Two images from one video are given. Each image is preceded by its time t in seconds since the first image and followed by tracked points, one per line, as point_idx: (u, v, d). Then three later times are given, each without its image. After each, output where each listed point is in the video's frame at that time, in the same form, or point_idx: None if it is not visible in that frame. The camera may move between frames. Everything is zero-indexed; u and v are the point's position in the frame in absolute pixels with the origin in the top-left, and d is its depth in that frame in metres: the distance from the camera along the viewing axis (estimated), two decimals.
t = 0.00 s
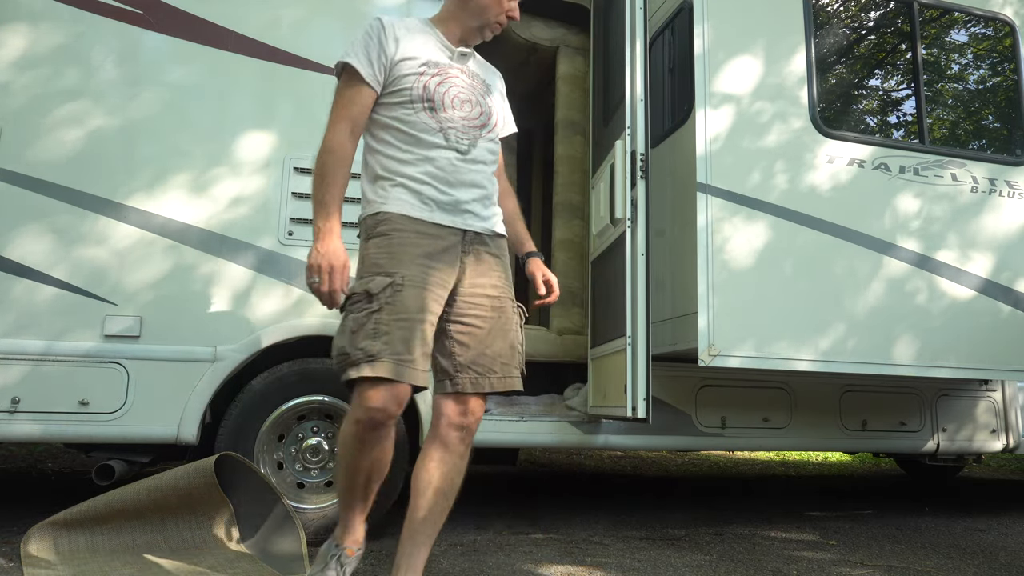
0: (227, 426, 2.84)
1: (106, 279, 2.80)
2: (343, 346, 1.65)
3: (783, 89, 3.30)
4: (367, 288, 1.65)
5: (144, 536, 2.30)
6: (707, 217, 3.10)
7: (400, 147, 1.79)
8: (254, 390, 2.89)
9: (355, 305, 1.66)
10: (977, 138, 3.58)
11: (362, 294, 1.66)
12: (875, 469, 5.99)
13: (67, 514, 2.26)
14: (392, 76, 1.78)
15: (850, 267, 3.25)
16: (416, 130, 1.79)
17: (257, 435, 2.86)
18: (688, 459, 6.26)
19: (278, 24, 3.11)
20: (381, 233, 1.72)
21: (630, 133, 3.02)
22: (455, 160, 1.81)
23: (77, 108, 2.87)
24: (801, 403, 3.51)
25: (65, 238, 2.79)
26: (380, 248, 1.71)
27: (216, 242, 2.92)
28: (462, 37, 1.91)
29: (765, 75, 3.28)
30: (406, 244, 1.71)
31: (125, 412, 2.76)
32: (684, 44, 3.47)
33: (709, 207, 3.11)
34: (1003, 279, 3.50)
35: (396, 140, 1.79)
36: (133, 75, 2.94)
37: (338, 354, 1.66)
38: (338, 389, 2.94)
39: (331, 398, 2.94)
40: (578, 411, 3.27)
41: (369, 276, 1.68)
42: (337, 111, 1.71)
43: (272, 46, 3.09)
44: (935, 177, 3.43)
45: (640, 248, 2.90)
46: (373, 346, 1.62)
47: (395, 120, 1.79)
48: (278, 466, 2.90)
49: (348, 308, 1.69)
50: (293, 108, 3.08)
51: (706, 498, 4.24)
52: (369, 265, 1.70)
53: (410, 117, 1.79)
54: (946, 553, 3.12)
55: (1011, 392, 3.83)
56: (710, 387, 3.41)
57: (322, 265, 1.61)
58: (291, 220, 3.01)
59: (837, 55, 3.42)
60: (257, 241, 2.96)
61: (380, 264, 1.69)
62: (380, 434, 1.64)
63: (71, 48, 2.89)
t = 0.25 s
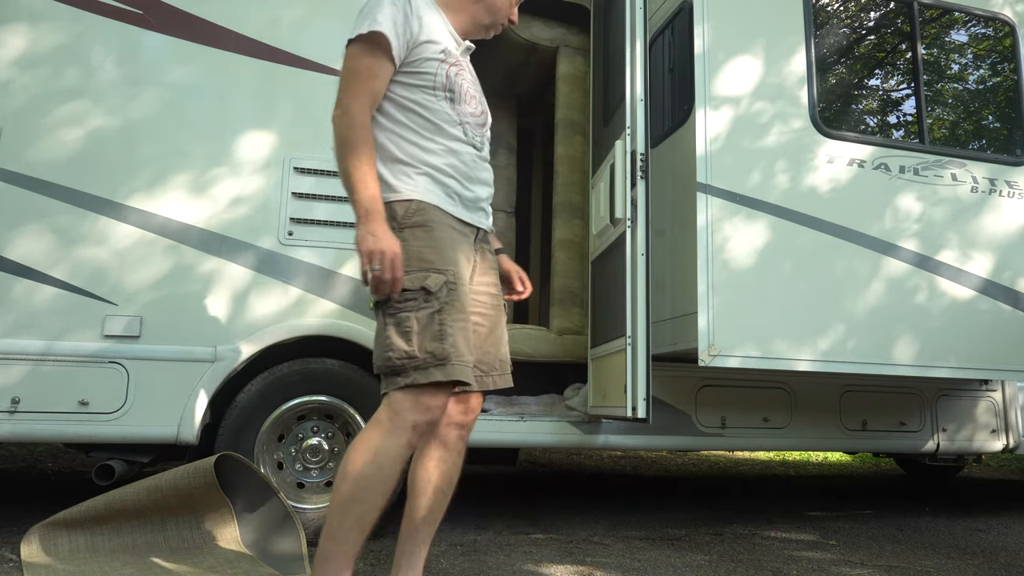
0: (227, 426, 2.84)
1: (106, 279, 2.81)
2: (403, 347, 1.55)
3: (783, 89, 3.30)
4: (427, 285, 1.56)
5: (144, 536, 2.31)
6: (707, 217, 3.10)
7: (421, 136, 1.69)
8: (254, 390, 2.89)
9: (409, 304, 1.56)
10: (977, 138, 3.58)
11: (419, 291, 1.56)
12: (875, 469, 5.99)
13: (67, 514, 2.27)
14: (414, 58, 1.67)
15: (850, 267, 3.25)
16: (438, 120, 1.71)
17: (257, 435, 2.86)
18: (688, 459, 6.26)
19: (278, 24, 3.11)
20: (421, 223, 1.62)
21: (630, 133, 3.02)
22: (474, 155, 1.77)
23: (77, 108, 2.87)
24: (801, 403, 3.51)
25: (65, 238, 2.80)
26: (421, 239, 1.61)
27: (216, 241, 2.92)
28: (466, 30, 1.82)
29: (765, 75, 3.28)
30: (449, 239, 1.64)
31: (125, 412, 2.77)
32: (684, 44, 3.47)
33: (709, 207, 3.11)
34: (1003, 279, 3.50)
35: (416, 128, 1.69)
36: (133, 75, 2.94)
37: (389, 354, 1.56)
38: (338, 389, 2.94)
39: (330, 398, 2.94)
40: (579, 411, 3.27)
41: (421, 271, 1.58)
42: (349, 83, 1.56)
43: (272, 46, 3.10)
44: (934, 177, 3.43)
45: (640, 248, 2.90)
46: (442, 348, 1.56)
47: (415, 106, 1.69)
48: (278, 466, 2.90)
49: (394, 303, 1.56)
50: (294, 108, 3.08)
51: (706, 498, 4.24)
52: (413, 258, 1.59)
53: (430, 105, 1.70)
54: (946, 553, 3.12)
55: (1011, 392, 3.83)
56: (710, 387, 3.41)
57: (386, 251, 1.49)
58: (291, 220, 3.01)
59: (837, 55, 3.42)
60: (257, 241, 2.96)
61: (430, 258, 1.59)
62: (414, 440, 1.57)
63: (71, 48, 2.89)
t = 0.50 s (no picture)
0: (226, 426, 2.86)
1: (106, 279, 2.81)
2: (408, 350, 1.55)
3: (783, 89, 3.30)
4: (439, 288, 1.56)
5: (145, 536, 2.32)
6: (707, 216, 3.10)
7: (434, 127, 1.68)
8: (253, 389, 2.90)
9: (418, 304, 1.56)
10: (977, 138, 3.58)
11: (430, 293, 1.56)
12: (875, 469, 5.99)
13: (67, 514, 2.26)
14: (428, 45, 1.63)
15: (850, 267, 3.25)
16: (445, 111, 1.70)
17: (257, 434, 2.87)
18: (688, 459, 6.26)
19: (278, 24, 3.11)
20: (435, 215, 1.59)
21: (630, 133, 3.02)
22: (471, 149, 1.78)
23: (77, 108, 2.87)
24: (801, 403, 3.51)
25: (65, 238, 2.80)
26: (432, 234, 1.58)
27: (216, 241, 2.92)
28: (456, 19, 1.74)
29: (765, 75, 3.28)
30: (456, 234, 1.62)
31: (125, 412, 2.77)
32: (684, 44, 3.47)
33: (709, 207, 3.11)
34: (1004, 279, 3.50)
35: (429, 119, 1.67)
36: (133, 75, 2.94)
37: (391, 353, 1.55)
38: (337, 389, 2.94)
39: (330, 399, 2.94)
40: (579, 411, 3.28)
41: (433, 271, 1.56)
42: (376, 45, 1.47)
43: (272, 46, 3.09)
44: (934, 177, 3.43)
45: (640, 248, 2.90)
46: (446, 354, 1.59)
47: (426, 93, 1.66)
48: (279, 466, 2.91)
49: (401, 302, 1.55)
50: (293, 108, 3.08)
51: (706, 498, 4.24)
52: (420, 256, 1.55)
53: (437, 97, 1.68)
54: (946, 553, 3.12)
55: (1011, 392, 3.83)
56: (710, 387, 3.41)
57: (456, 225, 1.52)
58: (291, 220, 3.01)
59: (837, 55, 3.42)
60: (257, 241, 2.96)
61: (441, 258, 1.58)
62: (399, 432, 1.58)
63: (71, 48, 2.89)
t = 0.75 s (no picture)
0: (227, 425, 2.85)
1: (106, 279, 2.80)
2: (301, 344, 1.32)
3: (784, 89, 3.30)
4: (339, 271, 1.39)
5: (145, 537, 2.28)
6: (707, 216, 3.10)
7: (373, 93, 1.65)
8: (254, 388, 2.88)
9: (315, 288, 1.35)
10: (977, 138, 3.58)
11: (327, 275, 1.36)
12: (875, 469, 5.99)
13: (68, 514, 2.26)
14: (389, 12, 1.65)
15: (850, 267, 3.25)
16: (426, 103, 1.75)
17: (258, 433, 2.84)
18: (687, 459, 6.26)
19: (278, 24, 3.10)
20: (332, 182, 1.42)
21: (630, 133, 3.02)
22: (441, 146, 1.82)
23: (77, 108, 2.87)
24: (802, 403, 3.51)
25: (65, 238, 2.79)
26: (326, 203, 1.40)
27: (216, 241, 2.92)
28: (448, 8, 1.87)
29: (765, 75, 3.28)
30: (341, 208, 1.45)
31: (125, 412, 2.76)
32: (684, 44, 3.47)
33: (709, 206, 3.11)
34: (1003, 279, 3.50)
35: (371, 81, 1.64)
36: (133, 74, 2.93)
37: (284, 349, 1.30)
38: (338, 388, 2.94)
39: (331, 398, 2.93)
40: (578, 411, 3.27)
41: (328, 248, 1.37)
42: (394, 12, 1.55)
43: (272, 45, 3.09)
44: (935, 177, 3.43)
45: (640, 248, 2.90)
46: (337, 350, 1.40)
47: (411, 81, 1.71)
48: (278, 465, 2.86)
49: (295, 282, 1.32)
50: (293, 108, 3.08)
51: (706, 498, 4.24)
52: (317, 228, 1.36)
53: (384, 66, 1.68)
54: (946, 553, 3.12)
55: (1011, 392, 3.83)
56: (710, 387, 3.41)
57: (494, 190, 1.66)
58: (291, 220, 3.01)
59: (837, 55, 3.42)
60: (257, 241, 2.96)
61: (337, 235, 1.40)
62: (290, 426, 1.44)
63: (71, 48, 2.89)
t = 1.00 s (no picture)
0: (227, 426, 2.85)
1: (107, 279, 2.81)
2: (296, 342, 1.32)
3: (783, 89, 3.30)
4: (333, 268, 1.38)
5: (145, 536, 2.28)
6: (707, 216, 3.10)
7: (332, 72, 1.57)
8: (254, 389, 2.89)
9: (309, 286, 1.34)
10: (977, 138, 3.58)
11: (322, 272, 1.36)
12: (875, 469, 5.99)
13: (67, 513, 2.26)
14: None
15: (850, 267, 3.25)
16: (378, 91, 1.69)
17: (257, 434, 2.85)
18: (687, 459, 6.26)
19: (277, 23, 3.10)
20: (327, 178, 1.41)
21: (630, 133, 3.02)
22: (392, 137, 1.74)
23: (77, 108, 2.87)
24: (801, 403, 3.51)
25: (65, 238, 2.79)
26: (323, 201, 1.40)
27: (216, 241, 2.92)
28: None
29: (765, 75, 3.28)
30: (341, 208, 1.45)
31: (125, 412, 2.77)
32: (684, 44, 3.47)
33: (709, 207, 3.11)
34: (1004, 279, 3.49)
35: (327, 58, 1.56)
36: (133, 74, 2.94)
37: (275, 345, 1.30)
38: (338, 388, 2.94)
39: (332, 399, 2.92)
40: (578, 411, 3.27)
41: (325, 246, 1.37)
42: None
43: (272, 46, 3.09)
44: (935, 177, 3.43)
45: (640, 248, 2.90)
46: (333, 348, 1.40)
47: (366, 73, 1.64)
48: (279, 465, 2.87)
49: (290, 280, 1.32)
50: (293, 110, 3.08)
51: (706, 498, 4.24)
52: (315, 227, 1.36)
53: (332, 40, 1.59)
54: (946, 553, 3.12)
55: (1011, 392, 3.83)
56: (710, 387, 3.41)
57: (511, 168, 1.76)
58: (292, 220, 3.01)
59: (837, 55, 3.42)
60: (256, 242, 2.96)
61: (333, 233, 1.40)
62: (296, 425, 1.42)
63: (71, 48, 2.89)
